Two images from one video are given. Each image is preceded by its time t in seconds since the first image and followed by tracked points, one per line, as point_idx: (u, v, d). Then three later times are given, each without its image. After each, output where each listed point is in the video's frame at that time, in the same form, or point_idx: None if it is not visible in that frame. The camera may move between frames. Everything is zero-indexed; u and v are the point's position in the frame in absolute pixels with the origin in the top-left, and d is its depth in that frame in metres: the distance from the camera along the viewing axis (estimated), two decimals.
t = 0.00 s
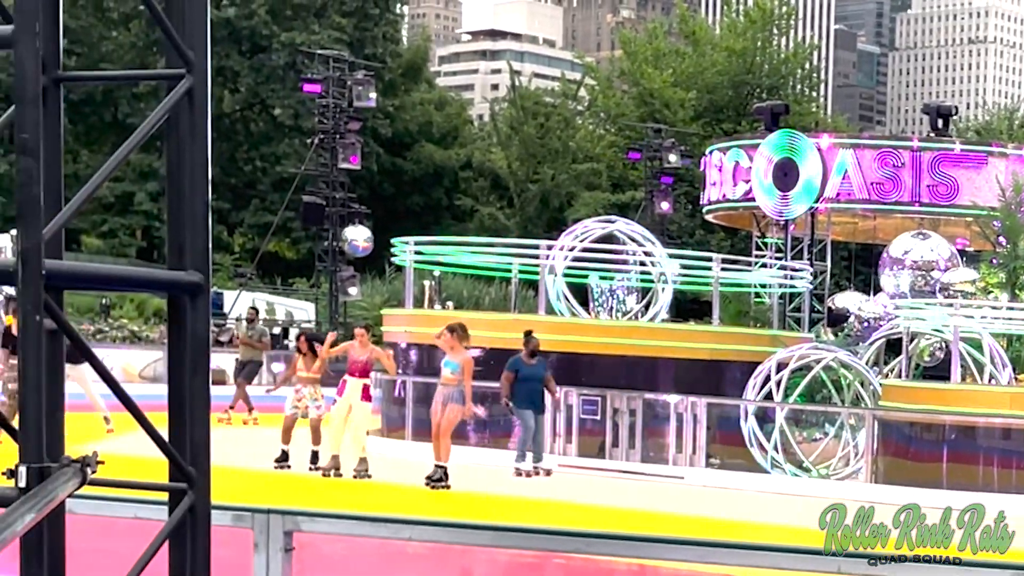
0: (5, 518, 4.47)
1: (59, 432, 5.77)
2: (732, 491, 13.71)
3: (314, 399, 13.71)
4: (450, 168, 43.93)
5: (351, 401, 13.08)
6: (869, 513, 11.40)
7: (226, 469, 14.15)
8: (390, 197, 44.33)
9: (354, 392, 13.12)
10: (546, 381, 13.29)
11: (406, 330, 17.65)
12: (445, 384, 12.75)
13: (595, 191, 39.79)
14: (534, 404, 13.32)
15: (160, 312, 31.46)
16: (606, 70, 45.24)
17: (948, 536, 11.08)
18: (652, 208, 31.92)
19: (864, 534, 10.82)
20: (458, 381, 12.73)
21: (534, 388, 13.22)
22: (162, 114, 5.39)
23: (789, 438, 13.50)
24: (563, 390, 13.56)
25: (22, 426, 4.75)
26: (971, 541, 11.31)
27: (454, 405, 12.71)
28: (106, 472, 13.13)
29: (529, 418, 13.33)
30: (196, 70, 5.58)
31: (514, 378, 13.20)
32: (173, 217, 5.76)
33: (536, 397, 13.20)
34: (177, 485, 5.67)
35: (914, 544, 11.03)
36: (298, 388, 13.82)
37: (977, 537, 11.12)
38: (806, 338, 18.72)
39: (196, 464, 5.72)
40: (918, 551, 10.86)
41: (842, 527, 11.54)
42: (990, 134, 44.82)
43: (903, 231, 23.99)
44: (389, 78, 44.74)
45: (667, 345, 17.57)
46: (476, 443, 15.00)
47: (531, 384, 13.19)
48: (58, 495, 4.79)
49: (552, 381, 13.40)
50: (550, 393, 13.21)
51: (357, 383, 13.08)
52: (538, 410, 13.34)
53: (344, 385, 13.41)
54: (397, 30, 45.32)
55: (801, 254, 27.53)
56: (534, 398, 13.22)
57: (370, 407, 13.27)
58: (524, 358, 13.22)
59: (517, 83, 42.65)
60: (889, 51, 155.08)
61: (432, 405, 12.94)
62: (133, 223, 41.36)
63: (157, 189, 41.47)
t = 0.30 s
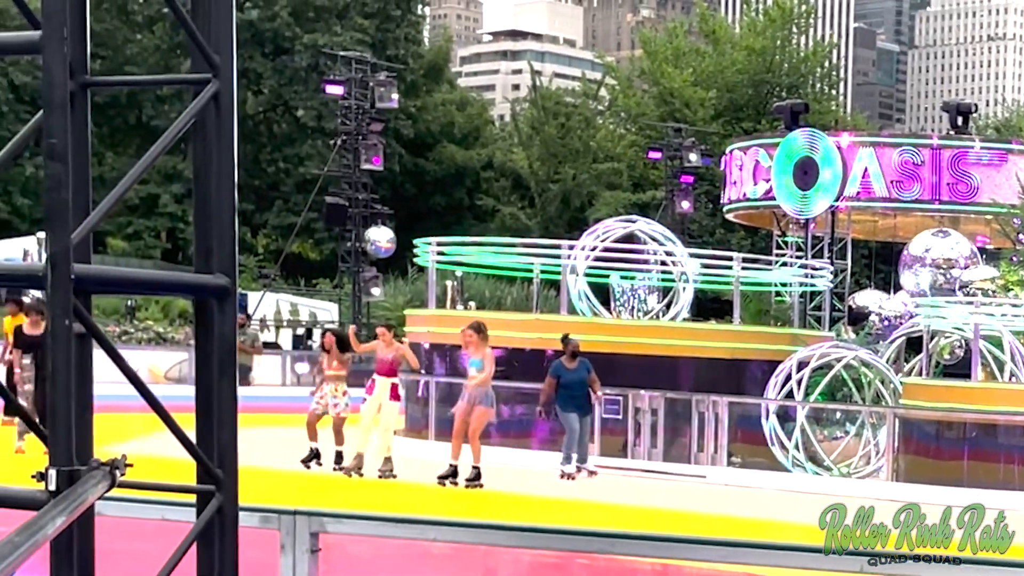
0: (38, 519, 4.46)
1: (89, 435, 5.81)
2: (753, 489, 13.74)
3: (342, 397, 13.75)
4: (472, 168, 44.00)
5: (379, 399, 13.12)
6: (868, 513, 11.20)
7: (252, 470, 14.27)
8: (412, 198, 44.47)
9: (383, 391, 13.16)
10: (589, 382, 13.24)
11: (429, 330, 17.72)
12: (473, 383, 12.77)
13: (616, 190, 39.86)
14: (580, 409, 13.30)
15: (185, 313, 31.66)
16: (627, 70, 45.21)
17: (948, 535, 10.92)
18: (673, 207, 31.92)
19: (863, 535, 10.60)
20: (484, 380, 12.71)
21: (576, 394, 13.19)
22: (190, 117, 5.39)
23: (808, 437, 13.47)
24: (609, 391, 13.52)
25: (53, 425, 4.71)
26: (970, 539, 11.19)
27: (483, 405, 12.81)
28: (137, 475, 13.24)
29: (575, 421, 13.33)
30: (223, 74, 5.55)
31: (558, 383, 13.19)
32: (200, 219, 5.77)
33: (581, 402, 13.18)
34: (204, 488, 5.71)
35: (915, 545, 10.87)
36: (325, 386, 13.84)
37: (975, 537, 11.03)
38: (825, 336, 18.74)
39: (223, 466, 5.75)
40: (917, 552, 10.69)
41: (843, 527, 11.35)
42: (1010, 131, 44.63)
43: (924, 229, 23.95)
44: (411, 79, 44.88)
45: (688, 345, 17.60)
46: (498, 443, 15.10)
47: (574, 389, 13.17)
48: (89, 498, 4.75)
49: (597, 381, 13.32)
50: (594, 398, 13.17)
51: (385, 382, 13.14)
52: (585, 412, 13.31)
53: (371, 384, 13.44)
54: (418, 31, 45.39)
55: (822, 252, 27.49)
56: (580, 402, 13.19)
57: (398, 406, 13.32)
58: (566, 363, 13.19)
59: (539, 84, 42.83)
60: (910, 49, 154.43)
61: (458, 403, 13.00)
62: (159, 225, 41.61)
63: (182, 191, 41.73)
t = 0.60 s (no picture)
0: (52, 518, 4.32)
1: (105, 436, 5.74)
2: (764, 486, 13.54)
3: (361, 397, 13.79)
4: (485, 167, 44.05)
5: (401, 401, 13.13)
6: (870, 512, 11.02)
7: (268, 470, 14.28)
8: (426, 197, 44.55)
9: (404, 393, 13.16)
10: (628, 381, 13.02)
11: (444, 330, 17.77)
12: (492, 382, 12.69)
13: (629, 188, 39.90)
14: (617, 409, 13.04)
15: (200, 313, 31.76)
16: (639, 68, 45.18)
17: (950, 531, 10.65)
18: (686, 205, 31.91)
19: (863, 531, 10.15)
20: (503, 379, 12.67)
21: (615, 393, 12.95)
22: (202, 117, 5.29)
23: (823, 433, 13.49)
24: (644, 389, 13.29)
25: (68, 426, 4.63)
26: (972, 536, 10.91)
27: (506, 405, 12.72)
28: (150, 473, 13.31)
29: (612, 421, 13.08)
30: (236, 73, 5.53)
31: (598, 382, 12.92)
32: (213, 217, 5.72)
33: (620, 401, 12.93)
34: (220, 487, 5.58)
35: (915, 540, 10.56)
36: (346, 384, 13.84)
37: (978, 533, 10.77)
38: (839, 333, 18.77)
39: (239, 466, 5.64)
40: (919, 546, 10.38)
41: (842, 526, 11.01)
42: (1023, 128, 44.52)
43: (937, 225, 23.93)
44: (424, 78, 44.96)
45: (702, 343, 17.58)
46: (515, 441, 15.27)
47: (614, 388, 12.91)
48: (104, 497, 4.61)
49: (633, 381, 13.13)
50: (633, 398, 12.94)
51: (405, 383, 13.14)
52: (621, 411, 13.09)
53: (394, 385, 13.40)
54: (431, 30, 45.43)
55: (835, 250, 27.49)
56: (619, 402, 12.96)
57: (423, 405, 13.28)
58: (606, 360, 12.90)
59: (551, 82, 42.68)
60: (923, 44, 154.00)
61: (482, 401, 12.96)
62: (173, 225, 41.74)
63: (196, 191, 41.85)
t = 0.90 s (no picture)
0: (64, 514, 4.16)
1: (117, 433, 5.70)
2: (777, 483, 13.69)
3: (378, 396, 13.85)
4: (498, 167, 44.17)
5: (425, 400, 13.17)
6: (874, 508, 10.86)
7: (286, 469, 14.33)
8: (439, 196, 44.69)
9: (427, 390, 13.17)
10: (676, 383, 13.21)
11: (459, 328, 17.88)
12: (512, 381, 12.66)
13: (641, 188, 40.01)
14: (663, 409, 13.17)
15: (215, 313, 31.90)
16: (651, 68, 45.21)
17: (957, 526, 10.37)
18: (698, 203, 31.95)
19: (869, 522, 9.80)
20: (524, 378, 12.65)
21: (664, 393, 13.11)
22: (211, 117, 5.33)
23: (834, 431, 13.54)
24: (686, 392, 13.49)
25: (80, 425, 4.60)
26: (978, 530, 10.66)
27: (525, 404, 12.77)
28: (166, 471, 13.48)
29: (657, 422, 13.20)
30: (246, 71, 5.54)
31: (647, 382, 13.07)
32: (227, 216, 5.79)
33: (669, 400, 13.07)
34: (232, 483, 5.65)
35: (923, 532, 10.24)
36: (363, 382, 13.84)
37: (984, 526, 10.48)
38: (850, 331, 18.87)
39: (251, 463, 5.71)
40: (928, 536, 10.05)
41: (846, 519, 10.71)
42: None
43: (948, 223, 23.96)
44: (436, 78, 45.07)
45: (714, 341, 17.64)
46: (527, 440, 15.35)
47: (663, 388, 13.08)
48: (115, 493, 4.50)
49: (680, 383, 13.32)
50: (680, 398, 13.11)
51: (427, 381, 13.16)
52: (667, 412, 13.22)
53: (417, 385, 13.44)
54: (444, 31, 45.52)
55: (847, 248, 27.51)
56: (667, 401, 13.10)
57: (448, 402, 13.32)
58: (655, 360, 13.09)
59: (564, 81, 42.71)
60: (935, 41, 153.69)
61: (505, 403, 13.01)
62: (188, 226, 41.95)
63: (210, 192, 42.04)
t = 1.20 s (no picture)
0: (74, 515, 4.12)
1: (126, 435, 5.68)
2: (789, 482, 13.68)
3: (396, 396, 13.82)
4: (509, 166, 44.25)
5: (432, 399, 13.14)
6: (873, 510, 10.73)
7: (299, 469, 14.38)
8: (451, 196, 44.78)
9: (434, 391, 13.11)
10: (717, 383, 13.16)
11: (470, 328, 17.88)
12: (530, 382, 12.70)
13: (652, 188, 40.09)
14: (705, 410, 13.13)
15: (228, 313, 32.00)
16: (662, 67, 45.24)
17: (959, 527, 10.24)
18: (709, 203, 31.95)
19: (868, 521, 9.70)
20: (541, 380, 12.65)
21: (705, 393, 13.07)
22: (220, 117, 5.37)
23: (846, 430, 13.59)
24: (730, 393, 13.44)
25: (90, 425, 4.59)
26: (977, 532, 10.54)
27: (542, 403, 12.75)
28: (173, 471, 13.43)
29: (698, 422, 13.18)
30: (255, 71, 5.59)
31: (688, 381, 13.04)
32: (236, 217, 5.82)
33: (708, 401, 13.04)
34: (242, 483, 5.68)
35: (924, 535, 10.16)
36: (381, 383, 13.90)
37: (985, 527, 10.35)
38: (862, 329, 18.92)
39: (260, 463, 5.74)
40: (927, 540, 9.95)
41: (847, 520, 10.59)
42: None
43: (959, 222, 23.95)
44: (448, 78, 45.14)
45: (726, 339, 17.65)
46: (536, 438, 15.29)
47: (703, 388, 13.04)
48: (126, 494, 4.47)
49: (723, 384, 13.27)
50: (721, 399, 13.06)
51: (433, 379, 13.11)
52: (707, 412, 13.17)
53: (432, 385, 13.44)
54: (456, 31, 45.56)
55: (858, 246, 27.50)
56: (707, 402, 13.05)
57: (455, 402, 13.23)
58: (697, 360, 13.04)
59: (575, 81, 42.57)
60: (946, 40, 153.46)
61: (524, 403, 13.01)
62: (201, 226, 42.09)
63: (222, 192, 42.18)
